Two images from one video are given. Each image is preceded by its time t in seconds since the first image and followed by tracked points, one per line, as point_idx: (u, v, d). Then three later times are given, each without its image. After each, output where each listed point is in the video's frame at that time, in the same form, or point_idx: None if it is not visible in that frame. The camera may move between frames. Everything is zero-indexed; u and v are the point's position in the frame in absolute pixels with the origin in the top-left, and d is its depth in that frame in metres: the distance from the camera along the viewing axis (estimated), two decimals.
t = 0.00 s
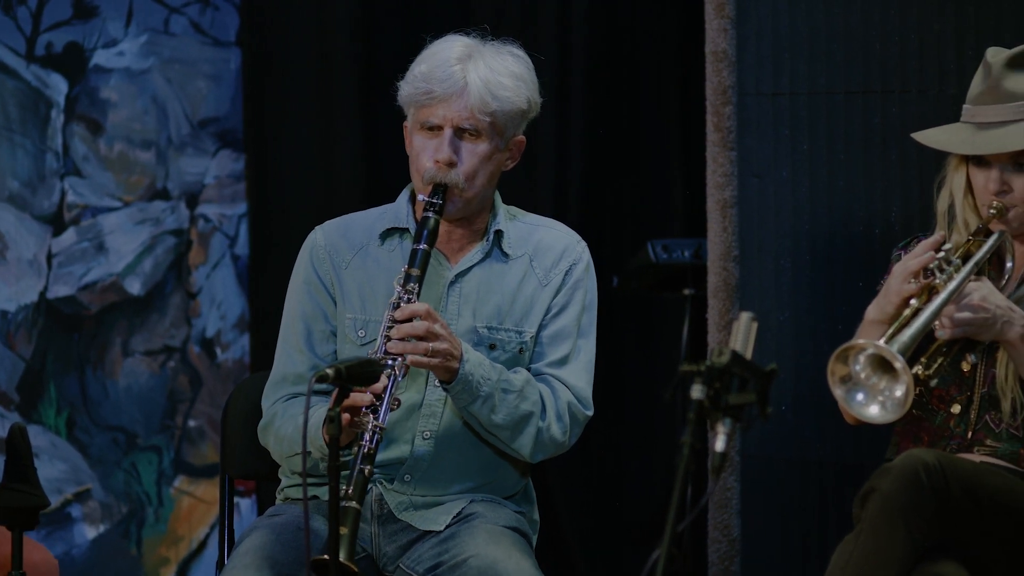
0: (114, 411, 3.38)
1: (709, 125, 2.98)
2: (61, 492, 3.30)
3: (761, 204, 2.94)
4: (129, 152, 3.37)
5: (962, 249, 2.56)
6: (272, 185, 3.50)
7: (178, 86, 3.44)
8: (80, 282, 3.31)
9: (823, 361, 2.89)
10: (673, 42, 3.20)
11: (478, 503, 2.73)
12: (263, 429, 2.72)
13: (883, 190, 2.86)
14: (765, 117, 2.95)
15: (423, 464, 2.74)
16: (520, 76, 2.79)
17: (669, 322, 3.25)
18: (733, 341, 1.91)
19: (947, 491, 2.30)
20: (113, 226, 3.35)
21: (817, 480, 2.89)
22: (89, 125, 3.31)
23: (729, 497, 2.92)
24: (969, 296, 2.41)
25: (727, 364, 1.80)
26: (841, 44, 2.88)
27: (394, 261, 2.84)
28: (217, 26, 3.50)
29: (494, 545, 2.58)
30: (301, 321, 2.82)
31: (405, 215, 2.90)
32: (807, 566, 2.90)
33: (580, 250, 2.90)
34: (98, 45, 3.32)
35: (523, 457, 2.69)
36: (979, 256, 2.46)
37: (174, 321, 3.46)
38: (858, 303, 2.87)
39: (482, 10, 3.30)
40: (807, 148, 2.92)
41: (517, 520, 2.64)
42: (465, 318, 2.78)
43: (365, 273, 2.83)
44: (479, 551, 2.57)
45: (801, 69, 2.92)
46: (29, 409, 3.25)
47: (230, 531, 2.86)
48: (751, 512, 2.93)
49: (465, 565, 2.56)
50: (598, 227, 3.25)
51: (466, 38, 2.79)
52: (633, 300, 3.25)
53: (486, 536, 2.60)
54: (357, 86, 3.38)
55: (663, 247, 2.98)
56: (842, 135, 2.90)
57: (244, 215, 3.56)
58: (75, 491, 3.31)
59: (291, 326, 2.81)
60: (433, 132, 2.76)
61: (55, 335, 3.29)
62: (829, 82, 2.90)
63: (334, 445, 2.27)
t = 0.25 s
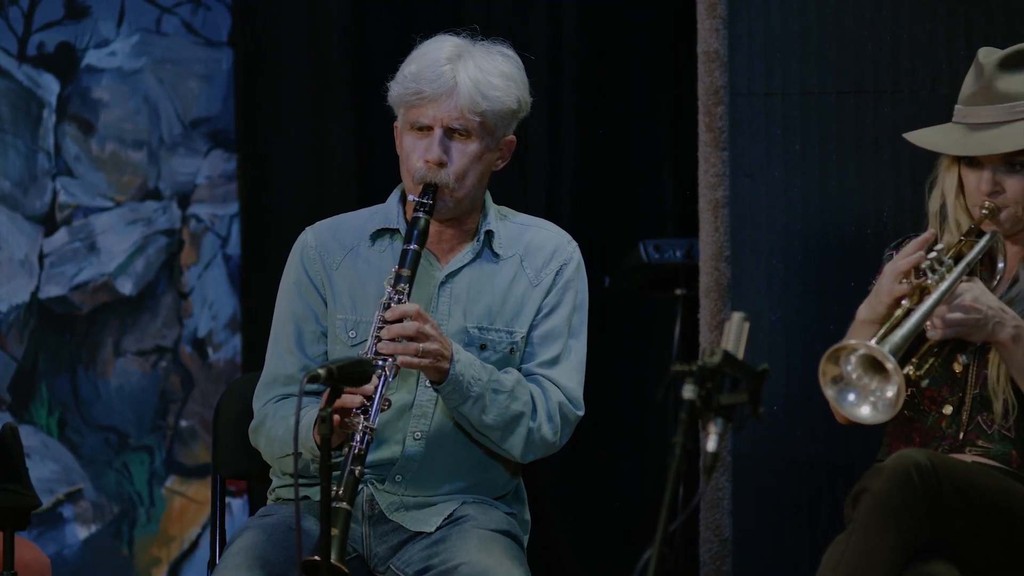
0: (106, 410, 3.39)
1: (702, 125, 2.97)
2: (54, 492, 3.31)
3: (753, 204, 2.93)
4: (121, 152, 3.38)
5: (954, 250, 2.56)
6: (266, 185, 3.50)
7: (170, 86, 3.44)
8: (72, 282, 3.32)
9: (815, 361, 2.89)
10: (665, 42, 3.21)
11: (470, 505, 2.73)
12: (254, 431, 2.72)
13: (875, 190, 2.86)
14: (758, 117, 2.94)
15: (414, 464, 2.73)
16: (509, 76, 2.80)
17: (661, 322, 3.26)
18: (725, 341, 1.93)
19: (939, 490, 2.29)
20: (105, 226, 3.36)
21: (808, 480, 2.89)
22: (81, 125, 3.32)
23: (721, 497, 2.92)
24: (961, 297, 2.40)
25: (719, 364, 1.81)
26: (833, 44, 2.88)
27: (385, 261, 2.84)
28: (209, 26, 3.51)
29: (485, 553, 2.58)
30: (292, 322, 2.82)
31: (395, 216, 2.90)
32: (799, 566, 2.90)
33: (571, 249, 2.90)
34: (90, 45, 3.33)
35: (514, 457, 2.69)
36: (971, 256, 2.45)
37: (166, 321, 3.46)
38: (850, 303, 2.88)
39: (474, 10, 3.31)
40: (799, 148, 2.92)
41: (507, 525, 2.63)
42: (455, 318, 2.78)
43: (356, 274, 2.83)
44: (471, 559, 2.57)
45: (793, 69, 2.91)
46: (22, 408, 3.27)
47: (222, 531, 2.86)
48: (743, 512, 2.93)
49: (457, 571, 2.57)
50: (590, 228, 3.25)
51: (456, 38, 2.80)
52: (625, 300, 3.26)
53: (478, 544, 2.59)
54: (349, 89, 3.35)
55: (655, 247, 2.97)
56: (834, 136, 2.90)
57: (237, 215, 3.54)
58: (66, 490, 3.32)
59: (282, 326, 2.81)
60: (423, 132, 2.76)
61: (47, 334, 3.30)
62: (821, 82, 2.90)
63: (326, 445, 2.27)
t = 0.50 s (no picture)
0: (95, 410, 3.39)
1: (691, 125, 2.96)
2: (43, 492, 3.33)
3: (743, 204, 2.93)
4: (111, 152, 3.38)
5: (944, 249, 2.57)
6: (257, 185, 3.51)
7: (159, 86, 3.43)
8: (61, 282, 3.33)
9: (804, 361, 2.89)
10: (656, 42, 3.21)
11: (460, 503, 2.73)
12: (243, 429, 2.72)
13: (864, 190, 2.87)
14: (747, 117, 2.93)
15: (403, 465, 2.73)
16: (502, 77, 2.82)
17: (650, 322, 3.26)
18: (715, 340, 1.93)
19: (929, 490, 2.30)
20: (95, 226, 3.36)
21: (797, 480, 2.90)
22: (70, 125, 3.33)
23: (710, 497, 2.91)
24: (951, 296, 2.42)
25: (707, 362, 1.82)
26: (822, 44, 2.88)
27: (376, 261, 2.84)
28: (198, 27, 3.49)
29: (474, 545, 2.57)
30: (282, 321, 2.82)
31: (386, 216, 2.91)
32: (788, 566, 2.90)
33: (561, 250, 2.90)
34: (79, 45, 3.33)
35: (504, 458, 2.69)
36: (961, 256, 2.45)
37: (155, 321, 3.45)
38: (840, 303, 2.88)
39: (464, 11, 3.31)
40: (789, 148, 2.91)
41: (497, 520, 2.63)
42: (445, 319, 2.78)
43: (347, 274, 2.83)
44: (460, 552, 2.57)
45: (782, 69, 2.91)
46: (11, 409, 3.29)
47: (212, 531, 2.86)
48: (733, 513, 2.93)
49: (446, 564, 2.56)
50: (578, 228, 3.25)
51: (448, 39, 2.81)
52: (615, 300, 3.26)
53: (466, 537, 2.59)
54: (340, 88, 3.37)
55: (645, 248, 2.97)
56: (824, 135, 2.90)
57: (226, 215, 3.51)
58: (55, 491, 3.34)
59: (272, 327, 2.81)
60: (415, 133, 2.77)
61: (37, 334, 3.32)
62: (810, 81, 2.89)
63: (315, 445, 2.26)
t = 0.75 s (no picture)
0: (84, 411, 3.40)
1: (680, 125, 2.96)
2: (31, 493, 3.34)
3: (731, 204, 2.93)
4: (99, 152, 3.39)
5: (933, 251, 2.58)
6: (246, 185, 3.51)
7: (148, 87, 3.44)
8: (50, 282, 3.35)
9: (793, 362, 2.89)
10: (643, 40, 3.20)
11: (448, 504, 2.73)
12: (233, 428, 2.72)
13: (853, 190, 2.87)
14: (736, 117, 2.93)
15: (393, 465, 2.74)
16: (494, 77, 2.82)
17: (639, 323, 3.26)
18: (704, 340, 1.95)
19: (917, 491, 2.30)
20: (83, 226, 3.37)
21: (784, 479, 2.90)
22: (58, 125, 3.34)
23: (699, 498, 2.91)
24: (940, 297, 2.42)
25: (695, 364, 1.82)
26: (811, 44, 2.88)
27: (366, 261, 2.84)
28: (187, 27, 3.49)
29: (463, 553, 2.57)
30: (272, 321, 2.82)
31: (377, 216, 2.90)
32: (777, 566, 2.90)
33: (552, 252, 2.90)
34: (68, 45, 3.35)
35: (493, 458, 2.69)
36: (949, 257, 2.45)
37: (143, 321, 3.45)
38: (828, 303, 2.89)
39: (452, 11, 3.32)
40: (777, 148, 2.92)
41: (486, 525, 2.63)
42: (436, 319, 2.78)
43: (337, 274, 2.83)
44: (448, 559, 2.56)
45: (770, 69, 2.91)
46: None
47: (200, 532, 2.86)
48: (721, 513, 2.93)
49: (434, 571, 2.56)
50: (566, 227, 3.26)
51: (441, 39, 2.81)
52: (604, 300, 3.26)
53: (455, 544, 2.59)
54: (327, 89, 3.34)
55: (633, 248, 2.97)
56: (812, 135, 2.90)
57: (215, 215, 3.51)
58: (43, 491, 3.35)
59: (261, 326, 2.81)
60: (407, 132, 2.77)
61: (25, 334, 3.34)
62: (798, 82, 2.90)
63: (303, 444, 2.27)
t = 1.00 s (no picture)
0: (70, 411, 3.39)
1: (667, 124, 2.94)
2: (17, 493, 3.35)
3: (718, 205, 2.92)
4: (85, 153, 3.38)
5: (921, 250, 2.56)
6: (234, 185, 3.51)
7: (134, 87, 3.43)
8: (36, 282, 3.35)
9: (780, 362, 2.89)
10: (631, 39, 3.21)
11: (435, 504, 2.73)
12: (220, 428, 2.72)
13: (840, 190, 2.88)
14: (723, 117, 2.92)
15: (380, 465, 2.73)
16: (482, 77, 2.80)
17: (626, 323, 3.26)
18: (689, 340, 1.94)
19: (903, 490, 2.30)
20: (69, 226, 3.37)
21: (770, 479, 2.90)
22: (45, 125, 3.35)
23: (685, 497, 2.90)
24: (928, 298, 2.41)
25: (683, 364, 1.83)
26: (798, 44, 2.88)
27: (354, 261, 2.83)
28: (173, 27, 3.48)
29: (449, 549, 2.58)
30: (259, 321, 2.81)
31: (365, 216, 2.89)
32: (763, 566, 2.90)
33: (540, 252, 2.90)
34: (54, 45, 3.35)
35: (480, 458, 2.69)
36: (938, 257, 2.44)
37: (129, 322, 3.44)
38: (816, 303, 2.89)
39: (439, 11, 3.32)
40: (764, 148, 2.91)
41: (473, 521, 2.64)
42: (423, 320, 2.78)
43: (325, 273, 2.82)
44: (435, 554, 2.57)
45: (757, 69, 2.90)
46: None
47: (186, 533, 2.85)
48: (709, 513, 2.93)
49: (421, 566, 2.56)
50: (553, 227, 3.26)
51: (429, 39, 2.79)
52: (590, 300, 3.26)
53: (440, 540, 2.59)
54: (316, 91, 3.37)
55: (620, 248, 2.97)
56: (800, 135, 2.89)
57: (202, 215, 3.50)
58: (29, 491, 3.35)
59: (247, 327, 2.80)
60: (395, 132, 2.76)
61: (10, 334, 3.34)
62: (785, 82, 2.89)
63: (290, 444, 2.27)
